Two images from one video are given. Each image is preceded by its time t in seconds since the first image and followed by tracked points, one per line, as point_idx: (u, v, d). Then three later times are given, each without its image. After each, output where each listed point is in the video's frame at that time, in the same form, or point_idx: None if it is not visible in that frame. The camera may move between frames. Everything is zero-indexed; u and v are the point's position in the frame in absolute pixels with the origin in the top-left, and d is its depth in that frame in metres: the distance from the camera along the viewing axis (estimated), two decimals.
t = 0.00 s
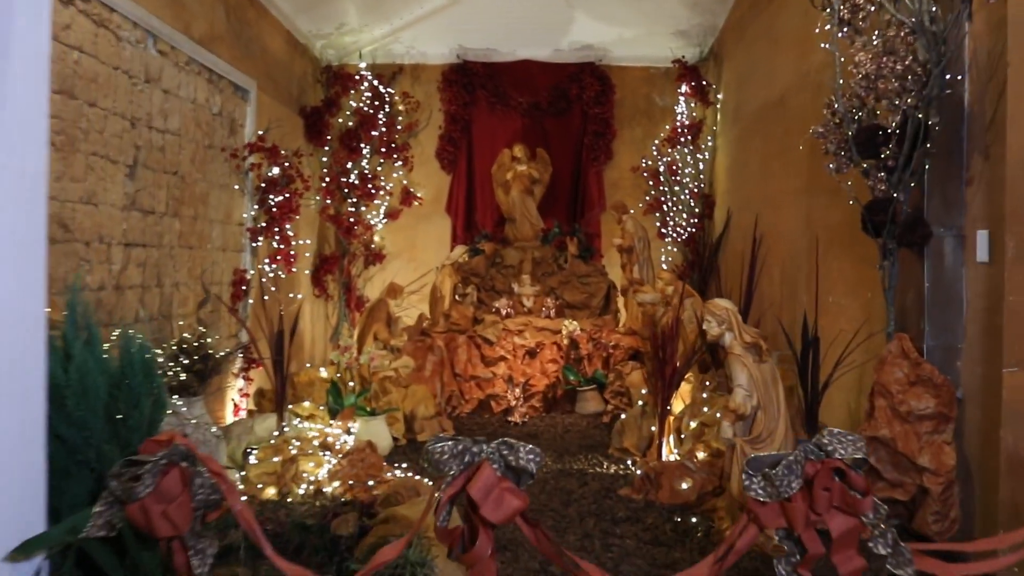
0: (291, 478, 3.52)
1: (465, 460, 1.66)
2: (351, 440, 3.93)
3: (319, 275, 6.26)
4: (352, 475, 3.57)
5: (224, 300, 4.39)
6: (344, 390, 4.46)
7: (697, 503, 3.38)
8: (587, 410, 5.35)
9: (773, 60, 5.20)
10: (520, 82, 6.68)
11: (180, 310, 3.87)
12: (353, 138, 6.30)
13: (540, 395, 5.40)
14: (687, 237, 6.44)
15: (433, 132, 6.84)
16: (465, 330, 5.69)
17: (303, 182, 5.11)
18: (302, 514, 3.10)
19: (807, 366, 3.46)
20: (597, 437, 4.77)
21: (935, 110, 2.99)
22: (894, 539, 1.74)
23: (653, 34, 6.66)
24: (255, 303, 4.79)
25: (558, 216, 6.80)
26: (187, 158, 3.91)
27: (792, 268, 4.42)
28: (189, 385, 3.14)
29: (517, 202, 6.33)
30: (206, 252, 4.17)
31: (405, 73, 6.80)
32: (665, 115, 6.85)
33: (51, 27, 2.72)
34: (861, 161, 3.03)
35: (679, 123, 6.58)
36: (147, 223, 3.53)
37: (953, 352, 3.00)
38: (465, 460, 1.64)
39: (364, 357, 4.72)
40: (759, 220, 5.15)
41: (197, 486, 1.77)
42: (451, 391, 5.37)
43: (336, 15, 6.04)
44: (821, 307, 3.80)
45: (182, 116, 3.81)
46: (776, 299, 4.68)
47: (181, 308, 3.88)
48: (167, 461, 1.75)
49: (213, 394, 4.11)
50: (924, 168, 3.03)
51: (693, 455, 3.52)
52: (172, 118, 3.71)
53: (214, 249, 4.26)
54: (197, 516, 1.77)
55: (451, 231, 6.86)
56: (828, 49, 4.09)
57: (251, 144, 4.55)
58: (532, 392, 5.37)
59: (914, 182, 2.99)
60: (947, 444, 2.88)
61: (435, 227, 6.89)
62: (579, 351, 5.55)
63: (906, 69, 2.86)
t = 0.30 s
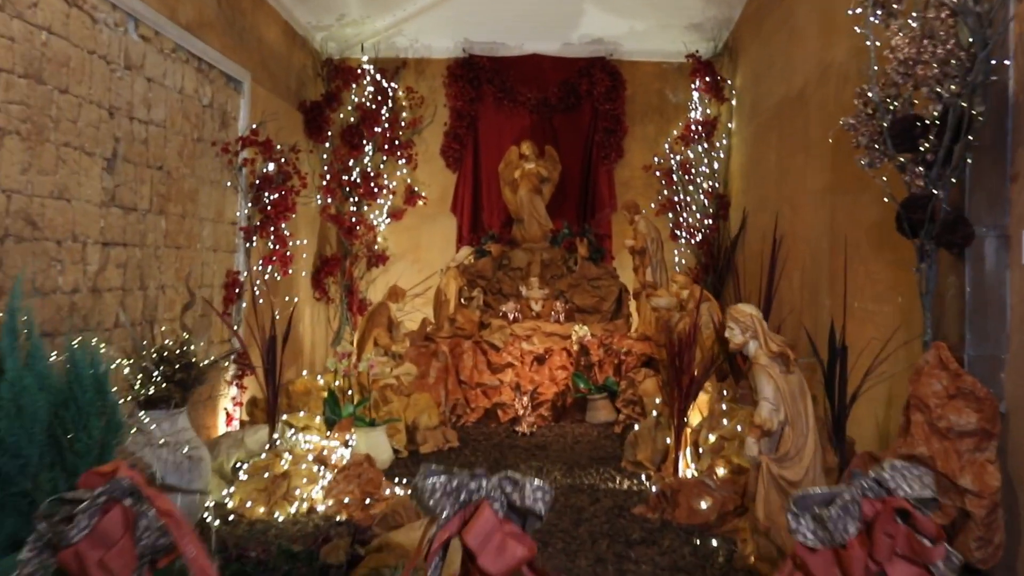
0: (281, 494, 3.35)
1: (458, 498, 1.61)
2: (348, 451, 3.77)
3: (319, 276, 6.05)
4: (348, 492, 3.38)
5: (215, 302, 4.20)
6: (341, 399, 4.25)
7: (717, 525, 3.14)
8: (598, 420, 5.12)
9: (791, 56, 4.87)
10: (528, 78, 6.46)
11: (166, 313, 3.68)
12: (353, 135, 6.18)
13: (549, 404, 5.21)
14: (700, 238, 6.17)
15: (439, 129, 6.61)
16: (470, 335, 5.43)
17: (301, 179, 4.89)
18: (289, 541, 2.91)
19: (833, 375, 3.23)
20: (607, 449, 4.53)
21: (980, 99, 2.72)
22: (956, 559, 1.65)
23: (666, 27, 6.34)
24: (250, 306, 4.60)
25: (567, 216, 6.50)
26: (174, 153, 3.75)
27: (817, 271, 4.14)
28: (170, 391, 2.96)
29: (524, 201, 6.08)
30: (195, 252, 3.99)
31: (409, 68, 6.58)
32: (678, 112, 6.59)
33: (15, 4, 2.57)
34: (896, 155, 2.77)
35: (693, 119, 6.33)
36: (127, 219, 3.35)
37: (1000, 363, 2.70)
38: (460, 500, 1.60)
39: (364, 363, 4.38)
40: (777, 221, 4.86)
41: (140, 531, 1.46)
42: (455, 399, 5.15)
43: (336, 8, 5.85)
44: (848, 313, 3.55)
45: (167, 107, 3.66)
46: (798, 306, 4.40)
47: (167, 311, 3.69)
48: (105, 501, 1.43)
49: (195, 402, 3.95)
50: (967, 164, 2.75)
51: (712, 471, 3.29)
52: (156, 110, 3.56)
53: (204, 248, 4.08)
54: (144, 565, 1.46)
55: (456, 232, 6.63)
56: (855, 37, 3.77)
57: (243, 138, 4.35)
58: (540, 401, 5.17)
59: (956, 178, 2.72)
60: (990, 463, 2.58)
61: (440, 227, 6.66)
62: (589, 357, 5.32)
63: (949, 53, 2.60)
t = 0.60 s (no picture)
0: (267, 514, 3.14)
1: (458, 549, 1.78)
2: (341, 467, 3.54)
3: (317, 278, 5.83)
4: (338, 512, 3.17)
5: (200, 307, 3.98)
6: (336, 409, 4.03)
7: (736, 545, 2.92)
8: (606, 427, 4.89)
9: (801, 47, 4.54)
10: (532, 74, 6.22)
11: (145, 319, 3.46)
12: (352, 132, 5.94)
13: (555, 411, 4.98)
14: (711, 238, 5.93)
15: (441, 125, 6.37)
16: (473, 339, 5.21)
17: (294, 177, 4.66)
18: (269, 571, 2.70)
19: (858, 385, 3.01)
20: (616, 460, 4.29)
21: None
22: None
23: (672, 22, 6.04)
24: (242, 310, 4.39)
25: (573, 215, 6.25)
26: (155, 149, 3.52)
27: (838, 272, 3.88)
28: (143, 403, 2.75)
29: (529, 200, 5.81)
30: (179, 253, 3.77)
31: (410, 63, 6.35)
32: (686, 111, 6.29)
33: None
34: (929, 150, 2.47)
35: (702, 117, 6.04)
36: (101, 219, 3.12)
37: None
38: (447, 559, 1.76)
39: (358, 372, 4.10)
40: (789, 221, 4.58)
41: None
42: (457, 406, 4.95)
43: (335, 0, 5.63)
44: (874, 318, 3.29)
45: (146, 98, 3.43)
46: (816, 309, 4.14)
47: (147, 316, 3.47)
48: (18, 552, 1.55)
49: (179, 410, 3.87)
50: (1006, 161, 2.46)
51: (730, 487, 3.06)
52: (135, 103, 3.33)
53: (190, 251, 3.86)
54: None
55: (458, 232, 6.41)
56: (876, 22, 3.46)
57: (231, 135, 4.12)
58: (546, 408, 4.95)
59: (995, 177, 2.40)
60: None
61: (441, 227, 6.43)
62: (596, 362, 5.09)
63: (987, 41, 2.26)
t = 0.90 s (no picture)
0: (253, 531, 2.95)
1: None
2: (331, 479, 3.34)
3: (311, 281, 5.67)
4: (328, 529, 2.97)
5: (186, 311, 3.80)
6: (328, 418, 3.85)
7: (751, 565, 2.74)
8: (610, 434, 4.71)
9: (815, 38, 4.34)
10: (533, 69, 6.04)
11: (126, 325, 3.27)
12: (345, 129, 5.76)
13: (557, 417, 4.80)
14: (717, 237, 5.72)
15: (438, 122, 6.19)
16: (472, 342, 5.03)
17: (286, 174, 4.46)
18: None
19: (880, 394, 2.83)
20: (621, 469, 4.10)
21: None
22: None
23: (678, 14, 5.85)
24: (230, 313, 4.21)
25: (575, 214, 6.07)
26: (135, 146, 3.33)
27: (855, 273, 3.69)
28: (118, 417, 2.58)
29: (529, 199, 5.61)
30: (162, 255, 3.59)
31: (407, 58, 6.17)
32: (692, 105, 6.11)
33: None
34: (964, 141, 2.29)
35: (709, 112, 5.82)
36: (76, 220, 2.94)
37: None
38: None
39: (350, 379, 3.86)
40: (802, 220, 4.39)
41: None
42: (455, 413, 4.79)
43: None
44: (898, 321, 3.10)
45: (125, 92, 3.24)
46: (832, 311, 3.94)
47: (129, 322, 3.29)
48: None
49: (163, 419, 3.69)
50: None
51: (744, 502, 2.88)
52: (112, 97, 3.15)
53: (173, 253, 3.67)
54: None
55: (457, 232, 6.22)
56: (899, 8, 3.26)
57: (216, 131, 3.93)
58: (547, 414, 4.77)
59: None
60: None
61: (439, 227, 6.24)
62: (599, 366, 4.91)
63: None
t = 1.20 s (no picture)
0: (240, 551, 2.75)
1: None
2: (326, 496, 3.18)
3: (307, 282, 5.48)
4: (320, 549, 2.77)
5: (173, 316, 3.63)
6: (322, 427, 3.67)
7: None
8: (617, 441, 4.53)
9: (830, 28, 4.15)
10: (536, 64, 5.87)
11: (107, 332, 3.09)
12: (343, 125, 5.59)
13: (562, 424, 4.63)
14: (726, 237, 5.52)
15: (438, 119, 6.01)
16: (473, 346, 4.85)
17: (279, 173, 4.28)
18: None
19: (909, 406, 2.62)
20: (629, 480, 3.92)
21: None
22: None
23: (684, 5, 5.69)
24: (221, 316, 4.03)
25: (580, 213, 5.89)
26: (116, 141, 3.16)
27: (877, 275, 3.49)
28: (92, 432, 2.41)
29: (533, 198, 5.43)
30: (147, 257, 3.41)
31: (405, 53, 5.99)
32: (700, 100, 5.91)
33: None
34: (1005, 132, 2.11)
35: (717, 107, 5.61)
36: (50, 220, 2.76)
37: None
38: None
39: (346, 387, 3.65)
40: (817, 218, 4.20)
41: None
42: (456, 420, 4.63)
43: None
44: (928, 327, 2.90)
45: (104, 85, 3.07)
46: (851, 316, 3.74)
47: (111, 328, 3.11)
48: None
49: (151, 429, 3.52)
50: None
51: (762, 520, 2.70)
52: (90, 90, 2.97)
53: (158, 254, 3.49)
54: None
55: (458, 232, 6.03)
56: None
57: (204, 126, 3.75)
58: (552, 421, 4.59)
59: None
60: None
61: (439, 227, 6.06)
62: (606, 371, 4.72)
63: None
